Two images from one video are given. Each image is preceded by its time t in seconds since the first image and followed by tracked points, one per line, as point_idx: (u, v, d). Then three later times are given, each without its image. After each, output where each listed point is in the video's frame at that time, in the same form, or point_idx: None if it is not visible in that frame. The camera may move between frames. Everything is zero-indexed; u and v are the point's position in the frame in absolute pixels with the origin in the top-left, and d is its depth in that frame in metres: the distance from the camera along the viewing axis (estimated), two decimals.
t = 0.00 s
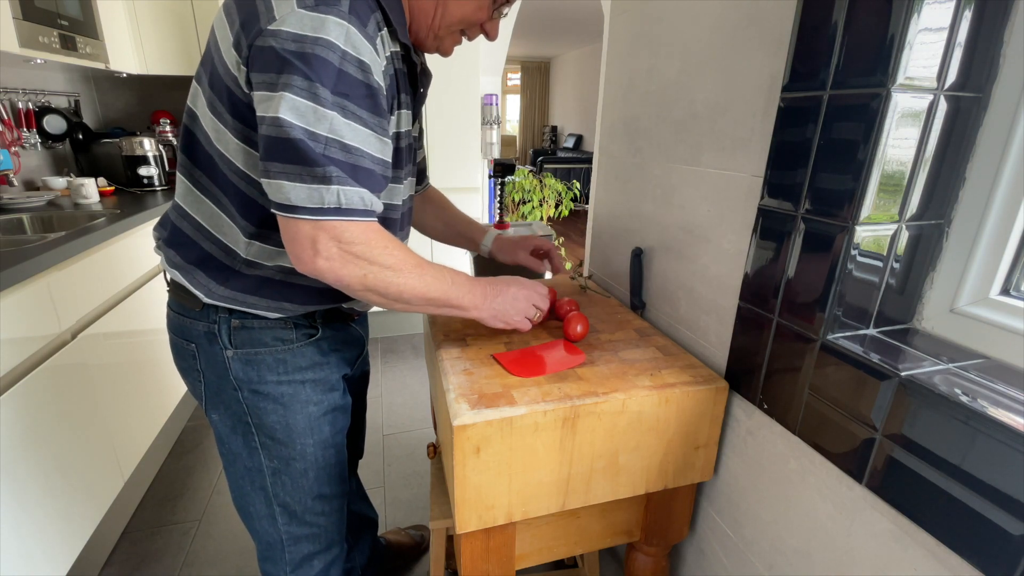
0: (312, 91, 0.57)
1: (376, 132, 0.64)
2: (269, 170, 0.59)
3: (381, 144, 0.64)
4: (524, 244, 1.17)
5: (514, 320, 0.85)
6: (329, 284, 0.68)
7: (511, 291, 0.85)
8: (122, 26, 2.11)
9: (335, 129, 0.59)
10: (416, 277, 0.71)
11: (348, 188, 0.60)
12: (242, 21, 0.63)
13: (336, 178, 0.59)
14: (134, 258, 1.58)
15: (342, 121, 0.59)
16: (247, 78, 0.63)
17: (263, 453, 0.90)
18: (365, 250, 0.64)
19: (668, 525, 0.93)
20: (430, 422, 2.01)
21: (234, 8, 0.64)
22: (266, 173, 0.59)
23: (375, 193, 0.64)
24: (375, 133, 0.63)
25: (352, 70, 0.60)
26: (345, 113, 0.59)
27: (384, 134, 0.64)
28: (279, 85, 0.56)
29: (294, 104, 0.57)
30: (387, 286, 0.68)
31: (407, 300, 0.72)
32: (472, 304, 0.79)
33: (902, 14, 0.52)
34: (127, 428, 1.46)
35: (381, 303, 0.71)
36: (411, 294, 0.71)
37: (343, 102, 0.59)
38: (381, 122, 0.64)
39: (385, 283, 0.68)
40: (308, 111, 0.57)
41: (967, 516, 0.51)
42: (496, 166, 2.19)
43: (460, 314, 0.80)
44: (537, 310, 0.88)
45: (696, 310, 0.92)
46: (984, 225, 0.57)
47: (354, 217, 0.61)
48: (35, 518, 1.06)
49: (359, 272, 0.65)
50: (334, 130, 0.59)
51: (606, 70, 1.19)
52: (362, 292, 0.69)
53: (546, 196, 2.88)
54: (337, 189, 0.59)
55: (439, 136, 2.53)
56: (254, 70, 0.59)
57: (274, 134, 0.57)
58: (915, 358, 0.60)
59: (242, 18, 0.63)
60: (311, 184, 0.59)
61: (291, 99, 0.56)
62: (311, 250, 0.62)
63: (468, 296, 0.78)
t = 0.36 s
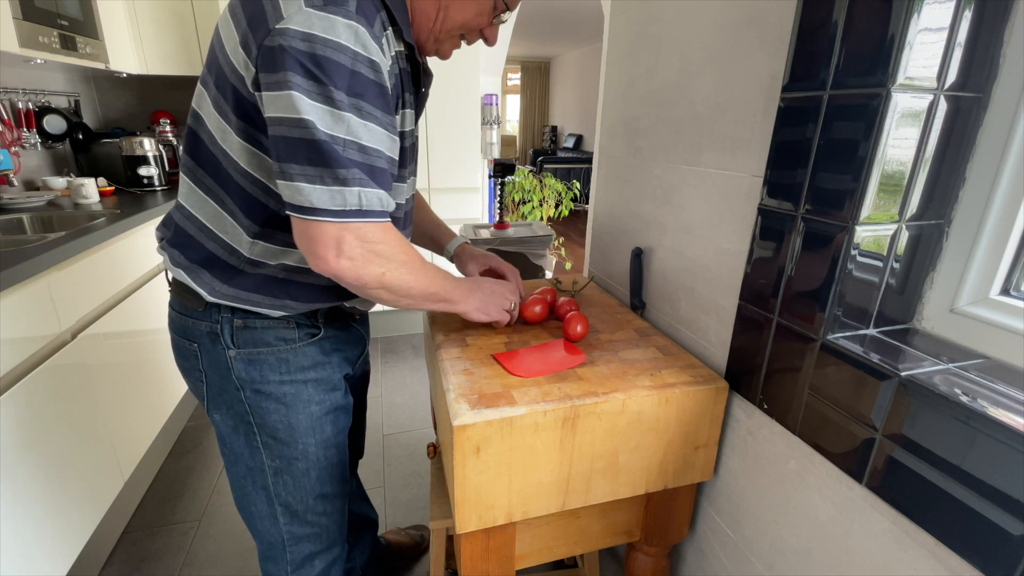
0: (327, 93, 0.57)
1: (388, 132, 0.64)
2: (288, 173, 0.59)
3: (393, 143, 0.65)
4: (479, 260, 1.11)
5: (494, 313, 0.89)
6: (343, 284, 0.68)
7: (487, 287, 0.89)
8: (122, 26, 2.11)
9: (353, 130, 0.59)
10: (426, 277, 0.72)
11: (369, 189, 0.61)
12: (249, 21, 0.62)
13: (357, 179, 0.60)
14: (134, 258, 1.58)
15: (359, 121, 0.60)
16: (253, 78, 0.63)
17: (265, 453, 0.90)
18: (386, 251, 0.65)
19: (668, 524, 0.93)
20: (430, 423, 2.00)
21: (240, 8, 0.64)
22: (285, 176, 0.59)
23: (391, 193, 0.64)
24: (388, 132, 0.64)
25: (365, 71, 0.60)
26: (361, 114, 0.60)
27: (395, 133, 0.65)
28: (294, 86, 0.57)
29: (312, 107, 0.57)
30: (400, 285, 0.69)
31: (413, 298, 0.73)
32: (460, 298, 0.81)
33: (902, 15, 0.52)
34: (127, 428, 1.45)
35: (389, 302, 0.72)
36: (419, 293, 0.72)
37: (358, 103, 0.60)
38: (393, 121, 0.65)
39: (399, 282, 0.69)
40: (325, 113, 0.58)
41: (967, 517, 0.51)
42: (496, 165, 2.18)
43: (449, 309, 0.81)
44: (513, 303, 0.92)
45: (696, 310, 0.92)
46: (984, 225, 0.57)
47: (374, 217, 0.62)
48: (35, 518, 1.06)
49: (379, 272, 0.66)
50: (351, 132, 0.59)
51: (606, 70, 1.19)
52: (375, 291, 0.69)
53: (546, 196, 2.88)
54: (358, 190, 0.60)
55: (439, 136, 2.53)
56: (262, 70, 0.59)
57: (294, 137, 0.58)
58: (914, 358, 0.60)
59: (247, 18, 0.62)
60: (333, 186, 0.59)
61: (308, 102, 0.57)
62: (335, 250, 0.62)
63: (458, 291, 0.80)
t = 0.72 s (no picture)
0: (320, 87, 0.57)
1: (382, 129, 0.64)
2: (275, 165, 0.59)
3: (386, 140, 0.65)
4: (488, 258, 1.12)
5: (492, 313, 0.88)
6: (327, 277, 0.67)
7: (489, 285, 0.88)
8: (122, 26, 2.11)
9: (342, 125, 0.59)
10: (415, 273, 0.72)
11: (355, 184, 0.60)
12: (250, 20, 0.62)
13: (343, 174, 0.59)
14: (134, 258, 1.58)
15: (350, 116, 0.59)
16: (254, 76, 0.64)
17: (267, 451, 0.90)
18: (371, 246, 0.65)
19: (668, 524, 0.93)
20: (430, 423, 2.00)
21: (242, 8, 0.65)
22: (272, 168, 0.59)
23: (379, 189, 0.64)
24: (382, 130, 0.64)
25: (360, 68, 0.60)
26: (353, 110, 0.60)
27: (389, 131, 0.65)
28: (287, 80, 0.56)
29: (304, 100, 0.57)
30: (385, 280, 0.69)
31: (402, 295, 0.72)
32: (455, 298, 0.81)
33: (902, 15, 0.52)
34: (127, 428, 1.45)
35: (376, 297, 0.72)
36: (406, 289, 0.72)
37: (351, 98, 0.59)
38: (388, 119, 0.64)
39: (384, 276, 0.68)
40: (316, 107, 0.57)
41: (967, 517, 0.51)
42: (497, 165, 2.18)
43: (444, 309, 0.81)
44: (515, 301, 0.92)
45: (696, 310, 0.92)
46: (984, 225, 0.56)
47: (359, 213, 0.62)
48: (35, 518, 1.06)
49: (362, 266, 0.65)
50: (341, 126, 0.59)
51: (606, 70, 1.19)
52: (361, 285, 0.68)
53: (546, 196, 2.88)
54: (344, 185, 0.59)
55: (439, 136, 2.53)
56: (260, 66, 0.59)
57: (283, 130, 0.57)
58: (915, 358, 0.60)
59: (248, 16, 0.63)
60: (318, 180, 0.59)
61: (299, 95, 0.56)
62: (318, 243, 0.61)
63: (455, 291, 0.80)
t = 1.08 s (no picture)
0: (312, 85, 0.57)
1: (375, 127, 0.64)
2: (265, 164, 0.59)
3: (379, 139, 0.64)
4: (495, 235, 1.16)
5: (498, 286, 0.88)
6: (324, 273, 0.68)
7: (492, 259, 0.87)
8: (122, 26, 2.11)
9: (333, 122, 0.59)
10: (410, 263, 0.71)
11: (345, 182, 0.60)
12: (245, 19, 0.63)
13: (332, 172, 0.59)
14: (134, 258, 1.58)
15: (341, 115, 0.59)
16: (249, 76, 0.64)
17: (267, 451, 0.90)
18: (363, 241, 0.65)
19: (668, 524, 0.93)
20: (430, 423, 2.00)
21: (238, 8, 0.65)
22: (263, 166, 0.59)
23: (371, 188, 0.64)
24: (375, 129, 0.64)
25: (353, 67, 0.60)
26: (344, 108, 0.60)
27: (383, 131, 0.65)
28: (279, 78, 0.57)
29: (294, 97, 0.57)
30: (382, 272, 0.69)
31: (400, 284, 0.72)
32: (457, 280, 0.80)
33: (902, 15, 0.52)
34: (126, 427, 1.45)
35: (374, 288, 0.72)
36: (403, 278, 0.72)
37: (343, 97, 0.59)
38: (381, 118, 0.64)
39: (380, 270, 0.68)
40: (307, 104, 0.57)
41: (967, 517, 0.51)
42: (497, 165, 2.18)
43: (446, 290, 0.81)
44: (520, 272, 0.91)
45: (696, 310, 0.92)
46: (984, 225, 0.56)
47: (349, 210, 0.61)
48: (35, 518, 1.06)
49: (356, 262, 0.65)
50: (332, 124, 0.59)
51: (606, 70, 1.19)
52: (358, 279, 0.69)
53: (546, 196, 2.88)
54: (333, 182, 0.59)
55: (439, 136, 2.53)
56: (255, 65, 0.59)
57: (274, 128, 0.57)
58: (915, 359, 0.60)
59: (243, 15, 0.63)
60: (307, 178, 0.58)
61: (291, 92, 0.56)
62: (308, 242, 0.61)
63: (455, 273, 0.79)
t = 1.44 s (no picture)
0: (315, 90, 0.57)
1: (377, 129, 0.64)
2: (269, 169, 0.59)
3: (382, 141, 0.65)
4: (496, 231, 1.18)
5: (502, 279, 0.87)
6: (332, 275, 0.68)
7: (490, 255, 0.85)
8: (122, 26, 2.11)
9: (337, 127, 0.59)
10: (414, 261, 0.71)
11: (349, 188, 0.60)
12: (242, 21, 0.62)
13: (337, 178, 0.59)
14: (134, 258, 1.58)
15: (344, 118, 0.59)
16: (247, 78, 0.64)
17: (266, 451, 0.90)
18: (367, 242, 0.65)
19: (668, 524, 0.93)
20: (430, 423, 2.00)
21: (235, 8, 0.64)
22: (268, 172, 0.59)
23: (375, 191, 0.64)
24: (377, 130, 0.64)
25: (354, 69, 0.60)
26: (347, 111, 0.60)
27: (385, 132, 0.65)
28: (282, 84, 0.56)
29: (298, 103, 0.57)
30: (388, 271, 0.69)
31: (407, 281, 0.72)
32: (460, 274, 0.80)
33: (902, 15, 0.52)
34: (127, 428, 1.45)
35: (382, 286, 0.72)
36: (409, 275, 0.72)
37: (346, 100, 0.60)
38: (383, 119, 0.65)
39: (387, 269, 0.69)
40: (311, 110, 0.57)
41: (967, 517, 0.51)
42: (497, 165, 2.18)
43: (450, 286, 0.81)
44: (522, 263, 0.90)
45: (696, 310, 0.92)
46: (984, 225, 0.56)
47: (354, 215, 0.62)
48: (35, 518, 1.06)
49: (363, 264, 0.66)
50: (336, 129, 0.59)
51: (606, 70, 1.19)
52: (365, 279, 0.69)
53: (546, 195, 2.88)
54: (338, 189, 0.60)
55: (439, 136, 2.53)
56: (254, 67, 0.59)
57: (279, 134, 0.57)
58: (915, 358, 0.60)
59: (241, 17, 0.62)
60: (312, 185, 0.59)
61: (295, 98, 0.56)
62: (314, 247, 0.62)
63: (458, 268, 0.79)
